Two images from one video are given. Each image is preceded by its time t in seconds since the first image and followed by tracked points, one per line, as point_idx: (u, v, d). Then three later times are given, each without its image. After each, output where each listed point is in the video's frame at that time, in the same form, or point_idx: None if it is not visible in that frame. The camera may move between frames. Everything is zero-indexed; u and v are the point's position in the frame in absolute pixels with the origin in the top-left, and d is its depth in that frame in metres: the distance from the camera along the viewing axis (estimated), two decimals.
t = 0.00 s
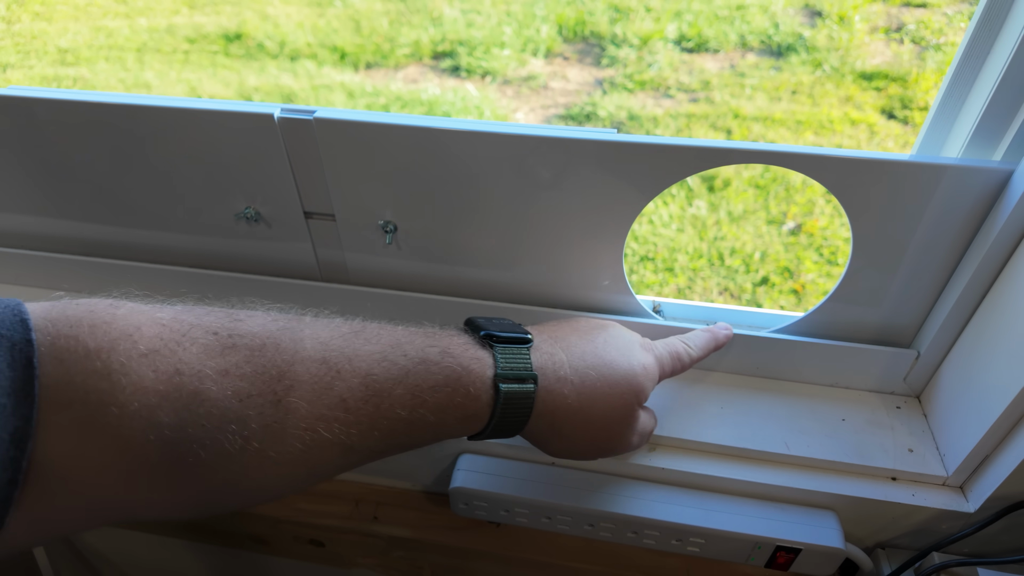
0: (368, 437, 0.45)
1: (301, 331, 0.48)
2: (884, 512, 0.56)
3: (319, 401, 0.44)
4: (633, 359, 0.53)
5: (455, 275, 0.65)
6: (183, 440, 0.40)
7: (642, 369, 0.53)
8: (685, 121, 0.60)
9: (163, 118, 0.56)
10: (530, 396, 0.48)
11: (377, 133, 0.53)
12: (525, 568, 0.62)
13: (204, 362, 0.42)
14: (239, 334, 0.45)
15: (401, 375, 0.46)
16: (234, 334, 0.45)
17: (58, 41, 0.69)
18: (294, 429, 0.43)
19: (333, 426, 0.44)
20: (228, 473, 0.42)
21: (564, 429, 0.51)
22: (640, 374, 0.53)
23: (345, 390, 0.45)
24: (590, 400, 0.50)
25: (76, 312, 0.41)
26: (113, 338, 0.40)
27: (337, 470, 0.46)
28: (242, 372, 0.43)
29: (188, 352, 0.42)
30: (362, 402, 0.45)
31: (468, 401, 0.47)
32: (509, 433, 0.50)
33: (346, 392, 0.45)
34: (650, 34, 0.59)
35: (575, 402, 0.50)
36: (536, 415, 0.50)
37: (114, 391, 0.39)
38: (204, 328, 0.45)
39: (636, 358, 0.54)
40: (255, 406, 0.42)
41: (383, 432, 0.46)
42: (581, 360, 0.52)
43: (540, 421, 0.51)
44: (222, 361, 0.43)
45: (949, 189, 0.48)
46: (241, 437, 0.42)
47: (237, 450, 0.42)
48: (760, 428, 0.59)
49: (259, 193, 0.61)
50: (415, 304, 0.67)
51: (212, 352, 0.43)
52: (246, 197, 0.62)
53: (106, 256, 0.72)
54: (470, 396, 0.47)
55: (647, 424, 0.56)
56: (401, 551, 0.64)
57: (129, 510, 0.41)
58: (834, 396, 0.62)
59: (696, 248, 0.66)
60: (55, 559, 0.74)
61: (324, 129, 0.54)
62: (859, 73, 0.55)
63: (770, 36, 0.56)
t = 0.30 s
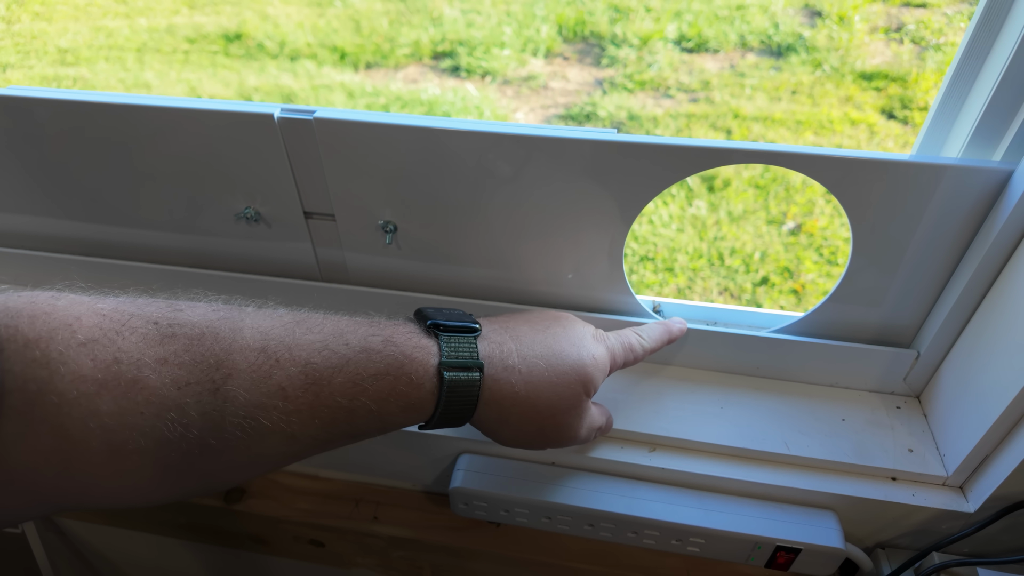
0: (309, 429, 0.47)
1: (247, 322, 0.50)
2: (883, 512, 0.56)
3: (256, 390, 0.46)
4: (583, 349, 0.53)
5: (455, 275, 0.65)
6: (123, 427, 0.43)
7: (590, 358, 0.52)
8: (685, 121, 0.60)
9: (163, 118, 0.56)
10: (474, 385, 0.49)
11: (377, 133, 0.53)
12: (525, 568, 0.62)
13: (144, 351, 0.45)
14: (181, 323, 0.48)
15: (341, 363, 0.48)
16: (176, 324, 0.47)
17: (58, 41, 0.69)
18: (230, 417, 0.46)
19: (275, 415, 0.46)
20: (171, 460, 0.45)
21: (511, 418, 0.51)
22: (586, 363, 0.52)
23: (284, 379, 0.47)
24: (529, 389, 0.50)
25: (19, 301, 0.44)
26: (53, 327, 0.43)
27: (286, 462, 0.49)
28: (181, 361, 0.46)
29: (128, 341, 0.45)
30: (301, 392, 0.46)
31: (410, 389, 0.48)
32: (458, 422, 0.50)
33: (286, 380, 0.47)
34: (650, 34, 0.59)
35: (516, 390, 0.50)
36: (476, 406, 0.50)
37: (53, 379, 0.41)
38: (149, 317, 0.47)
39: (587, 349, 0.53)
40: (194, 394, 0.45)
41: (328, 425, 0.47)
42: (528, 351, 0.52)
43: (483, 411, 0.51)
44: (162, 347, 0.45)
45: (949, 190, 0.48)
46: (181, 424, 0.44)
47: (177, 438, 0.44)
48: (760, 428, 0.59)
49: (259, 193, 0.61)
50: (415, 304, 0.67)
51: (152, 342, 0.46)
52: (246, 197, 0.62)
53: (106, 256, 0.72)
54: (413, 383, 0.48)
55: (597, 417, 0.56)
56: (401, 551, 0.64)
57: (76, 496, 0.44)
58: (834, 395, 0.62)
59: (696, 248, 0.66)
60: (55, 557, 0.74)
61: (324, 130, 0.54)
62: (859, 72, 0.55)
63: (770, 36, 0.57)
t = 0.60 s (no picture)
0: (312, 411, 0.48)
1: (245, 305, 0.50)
2: (883, 512, 0.56)
3: (256, 375, 0.46)
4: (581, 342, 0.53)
5: (455, 275, 0.65)
6: (122, 408, 0.43)
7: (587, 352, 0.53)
8: (685, 121, 0.60)
9: (162, 118, 0.56)
10: (469, 373, 0.49)
11: (377, 133, 0.53)
12: (525, 568, 0.62)
13: (143, 334, 0.45)
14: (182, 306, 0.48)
15: (338, 350, 0.48)
16: (174, 306, 0.48)
17: (57, 41, 0.69)
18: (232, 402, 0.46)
19: (276, 401, 0.47)
20: (173, 441, 0.46)
21: (506, 408, 0.51)
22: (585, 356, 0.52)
23: (283, 364, 0.47)
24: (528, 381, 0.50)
25: (18, 282, 0.44)
26: (52, 308, 0.43)
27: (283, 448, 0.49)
28: (179, 344, 0.45)
29: (127, 324, 0.45)
30: (301, 375, 0.47)
31: (406, 376, 0.48)
32: (452, 410, 0.51)
33: (284, 365, 0.47)
34: (650, 34, 0.59)
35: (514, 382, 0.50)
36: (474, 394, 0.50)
37: (51, 361, 0.41)
38: (149, 300, 0.47)
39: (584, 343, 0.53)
40: (196, 376, 0.45)
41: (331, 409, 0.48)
42: (524, 342, 0.52)
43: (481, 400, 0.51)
44: (163, 330, 0.45)
45: (949, 190, 0.48)
46: (178, 407, 0.45)
47: (178, 420, 0.45)
48: (760, 428, 0.59)
49: (259, 193, 0.61)
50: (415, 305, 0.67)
51: (150, 325, 0.46)
52: (246, 197, 0.62)
53: (105, 256, 0.72)
54: (410, 370, 0.48)
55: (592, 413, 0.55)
56: (401, 551, 0.64)
57: (75, 474, 0.45)
58: (834, 396, 0.62)
59: (696, 248, 0.66)
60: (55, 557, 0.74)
61: (324, 129, 0.54)
62: (859, 72, 0.55)
63: (770, 36, 0.57)
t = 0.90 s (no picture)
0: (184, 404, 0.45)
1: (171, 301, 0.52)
2: (883, 512, 0.56)
3: (130, 345, 0.46)
4: (332, 402, 0.44)
5: (455, 275, 0.65)
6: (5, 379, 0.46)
7: (323, 413, 0.43)
8: (685, 121, 0.60)
9: (162, 118, 0.56)
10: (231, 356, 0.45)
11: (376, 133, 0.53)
12: (525, 568, 0.62)
13: (30, 314, 0.47)
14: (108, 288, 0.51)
15: (179, 351, 0.46)
16: (102, 289, 0.51)
17: (58, 42, 0.69)
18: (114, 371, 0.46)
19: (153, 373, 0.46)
20: (74, 410, 0.48)
21: (261, 458, 0.41)
22: (359, 421, 0.44)
23: (162, 334, 0.47)
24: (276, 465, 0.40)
25: None
26: None
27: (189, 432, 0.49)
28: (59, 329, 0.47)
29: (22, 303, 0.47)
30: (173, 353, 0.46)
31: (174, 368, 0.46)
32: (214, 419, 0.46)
33: (139, 362, 0.46)
34: (650, 34, 0.59)
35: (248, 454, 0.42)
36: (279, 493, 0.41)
37: None
38: (64, 283, 0.50)
39: (338, 407, 0.44)
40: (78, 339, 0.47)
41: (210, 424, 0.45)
42: (317, 371, 0.46)
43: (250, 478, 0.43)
44: (68, 299, 0.48)
45: (949, 190, 0.48)
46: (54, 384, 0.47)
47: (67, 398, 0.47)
48: (760, 428, 0.59)
49: (259, 193, 0.61)
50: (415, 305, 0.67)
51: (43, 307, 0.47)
52: (246, 197, 0.62)
53: (105, 256, 0.72)
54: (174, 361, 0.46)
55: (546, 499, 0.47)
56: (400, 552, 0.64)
57: None
58: (834, 396, 0.62)
59: (696, 248, 0.66)
60: (56, 559, 0.75)
61: (324, 130, 0.54)
62: (859, 73, 0.55)
63: (770, 36, 0.56)
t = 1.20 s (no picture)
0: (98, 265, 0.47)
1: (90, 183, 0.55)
2: (882, 511, 0.56)
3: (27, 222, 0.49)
4: (258, 215, 0.45)
5: (455, 275, 0.65)
6: None
7: (250, 222, 0.44)
8: (684, 122, 0.60)
9: (164, 119, 0.56)
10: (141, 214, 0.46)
11: (377, 134, 0.53)
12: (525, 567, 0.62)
13: None
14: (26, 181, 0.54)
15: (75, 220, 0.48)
16: None
17: (60, 43, 0.69)
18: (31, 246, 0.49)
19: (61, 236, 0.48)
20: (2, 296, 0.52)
21: (190, 294, 0.41)
22: (285, 233, 0.46)
23: (56, 210, 0.49)
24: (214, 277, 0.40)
25: None
26: None
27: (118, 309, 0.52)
28: None
29: None
30: (74, 216, 0.48)
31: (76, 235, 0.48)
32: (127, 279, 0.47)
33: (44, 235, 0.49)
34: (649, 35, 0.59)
35: (174, 279, 0.41)
36: (217, 320, 0.41)
37: None
38: None
39: (267, 217, 0.45)
40: None
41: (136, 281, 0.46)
42: (218, 211, 0.45)
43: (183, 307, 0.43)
44: None
45: (948, 190, 0.48)
46: None
47: None
48: (759, 428, 0.59)
49: (260, 193, 0.61)
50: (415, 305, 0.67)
51: None
52: (247, 198, 0.62)
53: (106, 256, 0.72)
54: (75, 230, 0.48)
55: None
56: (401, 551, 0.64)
57: None
58: (833, 395, 0.62)
59: (696, 248, 0.66)
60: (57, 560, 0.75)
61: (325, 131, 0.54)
62: (857, 74, 0.55)
63: (768, 37, 0.57)
